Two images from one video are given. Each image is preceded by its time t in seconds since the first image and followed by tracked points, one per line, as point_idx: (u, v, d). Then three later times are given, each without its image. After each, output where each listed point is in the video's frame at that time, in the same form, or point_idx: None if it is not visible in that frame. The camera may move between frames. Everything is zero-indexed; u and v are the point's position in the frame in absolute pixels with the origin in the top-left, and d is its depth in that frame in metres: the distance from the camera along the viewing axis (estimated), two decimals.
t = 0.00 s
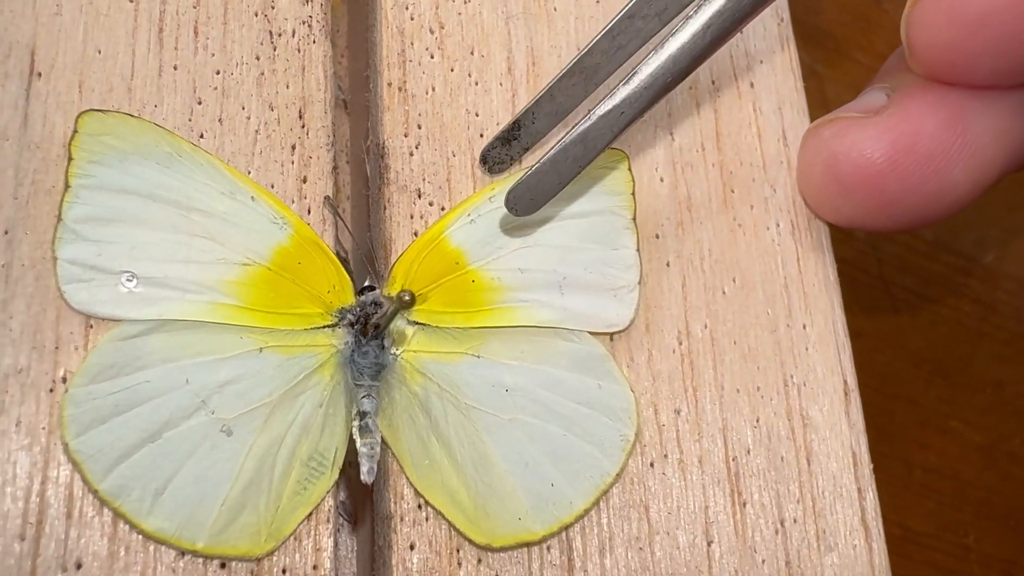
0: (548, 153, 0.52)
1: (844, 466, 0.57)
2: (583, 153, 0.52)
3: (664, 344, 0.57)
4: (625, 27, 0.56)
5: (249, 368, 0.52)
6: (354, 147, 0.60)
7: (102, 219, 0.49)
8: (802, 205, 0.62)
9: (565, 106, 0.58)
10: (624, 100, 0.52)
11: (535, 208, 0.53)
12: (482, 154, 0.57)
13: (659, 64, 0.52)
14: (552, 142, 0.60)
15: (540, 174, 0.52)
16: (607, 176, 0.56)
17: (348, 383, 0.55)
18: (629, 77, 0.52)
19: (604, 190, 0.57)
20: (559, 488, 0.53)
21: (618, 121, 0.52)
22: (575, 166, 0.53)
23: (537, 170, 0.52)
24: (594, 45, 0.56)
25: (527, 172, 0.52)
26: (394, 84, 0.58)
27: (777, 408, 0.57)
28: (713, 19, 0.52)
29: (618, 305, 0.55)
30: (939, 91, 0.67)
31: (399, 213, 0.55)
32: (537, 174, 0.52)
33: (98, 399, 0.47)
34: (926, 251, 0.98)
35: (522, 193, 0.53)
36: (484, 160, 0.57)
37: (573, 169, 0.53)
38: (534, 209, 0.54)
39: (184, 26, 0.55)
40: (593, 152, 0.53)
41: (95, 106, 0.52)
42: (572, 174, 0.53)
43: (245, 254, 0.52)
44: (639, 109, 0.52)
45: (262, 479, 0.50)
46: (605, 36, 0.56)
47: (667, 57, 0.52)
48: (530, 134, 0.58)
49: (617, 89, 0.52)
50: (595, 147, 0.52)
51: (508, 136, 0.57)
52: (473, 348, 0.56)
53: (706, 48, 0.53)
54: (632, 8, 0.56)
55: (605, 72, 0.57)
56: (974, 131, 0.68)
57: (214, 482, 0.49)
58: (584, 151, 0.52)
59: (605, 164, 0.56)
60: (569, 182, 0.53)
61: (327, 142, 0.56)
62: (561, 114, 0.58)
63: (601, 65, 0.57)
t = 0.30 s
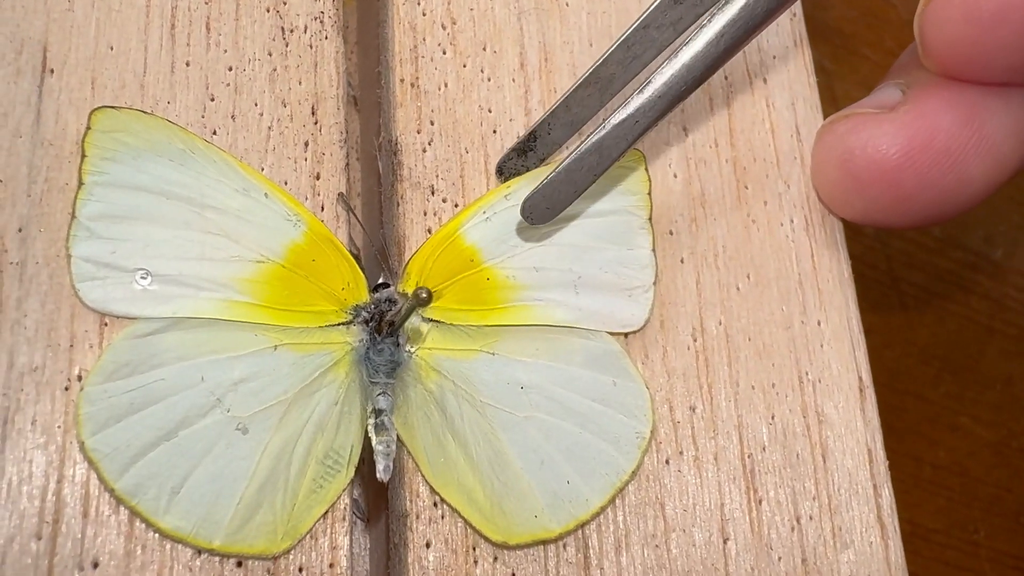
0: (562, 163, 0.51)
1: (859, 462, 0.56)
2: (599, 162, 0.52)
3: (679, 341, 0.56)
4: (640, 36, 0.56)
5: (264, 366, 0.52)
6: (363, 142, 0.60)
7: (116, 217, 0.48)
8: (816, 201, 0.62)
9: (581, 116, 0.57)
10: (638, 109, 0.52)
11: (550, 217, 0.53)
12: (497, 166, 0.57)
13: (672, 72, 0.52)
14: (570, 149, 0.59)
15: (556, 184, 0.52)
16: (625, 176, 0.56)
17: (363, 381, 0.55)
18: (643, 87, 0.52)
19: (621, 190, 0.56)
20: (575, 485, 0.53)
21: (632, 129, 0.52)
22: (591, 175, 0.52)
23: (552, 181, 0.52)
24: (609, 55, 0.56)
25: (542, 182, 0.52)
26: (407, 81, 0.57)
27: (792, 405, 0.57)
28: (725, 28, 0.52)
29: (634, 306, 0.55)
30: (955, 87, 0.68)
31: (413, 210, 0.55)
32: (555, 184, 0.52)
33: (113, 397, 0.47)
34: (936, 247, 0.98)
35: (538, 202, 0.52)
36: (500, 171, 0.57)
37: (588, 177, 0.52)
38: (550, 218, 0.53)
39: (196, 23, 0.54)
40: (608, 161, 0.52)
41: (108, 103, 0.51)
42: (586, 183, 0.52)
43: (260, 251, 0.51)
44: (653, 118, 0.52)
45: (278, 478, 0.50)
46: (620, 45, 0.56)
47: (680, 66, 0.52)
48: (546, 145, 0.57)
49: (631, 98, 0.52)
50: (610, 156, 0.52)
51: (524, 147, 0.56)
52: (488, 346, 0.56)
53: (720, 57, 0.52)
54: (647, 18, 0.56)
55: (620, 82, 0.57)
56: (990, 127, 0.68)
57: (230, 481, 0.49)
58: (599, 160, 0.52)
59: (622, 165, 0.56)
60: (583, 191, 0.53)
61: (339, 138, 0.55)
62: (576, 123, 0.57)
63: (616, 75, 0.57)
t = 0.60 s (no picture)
0: (573, 126, 0.51)
1: (860, 453, 0.57)
2: (610, 125, 0.52)
3: (681, 332, 0.57)
4: None
5: (269, 357, 0.52)
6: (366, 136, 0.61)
7: (123, 209, 0.49)
8: (818, 193, 0.62)
9: (586, 75, 0.58)
10: (651, 71, 0.51)
11: (556, 183, 0.53)
12: (499, 123, 0.57)
13: (690, 33, 0.52)
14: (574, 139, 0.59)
15: (566, 147, 0.52)
16: (622, 163, 0.57)
17: (368, 372, 0.55)
18: (658, 48, 0.52)
19: (618, 178, 0.57)
20: (578, 475, 0.53)
21: (646, 93, 0.52)
22: (601, 138, 0.52)
23: (562, 144, 0.52)
24: (615, 15, 0.56)
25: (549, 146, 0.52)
26: (411, 75, 0.58)
27: (794, 396, 0.57)
28: None
29: (636, 293, 0.56)
30: (956, 79, 0.68)
31: (417, 203, 0.55)
32: (564, 145, 0.52)
33: (121, 388, 0.47)
34: (937, 241, 0.98)
35: (545, 165, 0.52)
36: (500, 129, 0.57)
37: (597, 141, 0.52)
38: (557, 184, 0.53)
39: (201, 17, 0.55)
40: (619, 125, 0.52)
41: (114, 96, 0.52)
42: (597, 147, 0.52)
43: (265, 244, 0.51)
44: (666, 81, 0.52)
45: (284, 468, 0.50)
46: (627, 6, 0.56)
47: (698, 28, 0.52)
48: (548, 104, 0.58)
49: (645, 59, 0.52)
50: (622, 120, 0.52)
51: (526, 106, 0.57)
52: (492, 338, 0.56)
53: (737, 20, 0.52)
54: None
55: (625, 42, 0.57)
56: (992, 119, 0.68)
57: (237, 471, 0.49)
58: (611, 124, 0.52)
59: (619, 152, 0.56)
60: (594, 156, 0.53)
61: (344, 132, 0.56)
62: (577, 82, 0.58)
63: (621, 35, 0.57)
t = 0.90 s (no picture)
0: (594, 195, 0.52)
1: (867, 462, 0.57)
2: (629, 194, 0.51)
3: (688, 342, 0.57)
4: (678, 73, 0.52)
5: (280, 369, 0.53)
6: (375, 147, 0.59)
7: (135, 223, 0.49)
8: (824, 203, 0.62)
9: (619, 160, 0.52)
10: (670, 138, 0.51)
11: (577, 250, 0.54)
12: (529, 215, 0.54)
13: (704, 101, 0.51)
14: (583, 150, 0.59)
15: (585, 216, 0.52)
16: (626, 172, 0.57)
17: (377, 384, 0.56)
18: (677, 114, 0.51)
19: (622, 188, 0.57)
20: (586, 486, 0.53)
21: (665, 160, 0.51)
22: (621, 207, 0.52)
23: (583, 213, 0.52)
24: (644, 95, 0.52)
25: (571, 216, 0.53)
26: (418, 86, 0.58)
27: (800, 405, 0.57)
28: (780, 29, 0.50)
29: (643, 302, 0.56)
30: (964, 90, 0.68)
31: (425, 214, 0.56)
32: (584, 214, 0.52)
33: (133, 401, 0.48)
34: (941, 246, 0.98)
35: (565, 234, 0.53)
36: (531, 221, 0.54)
37: (619, 210, 0.52)
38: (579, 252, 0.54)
39: (211, 30, 0.55)
40: (639, 193, 0.51)
41: (125, 110, 0.52)
42: (618, 214, 0.52)
43: (275, 256, 0.52)
44: (686, 147, 0.51)
45: (295, 480, 0.51)
46: (659, 83, 0.52)
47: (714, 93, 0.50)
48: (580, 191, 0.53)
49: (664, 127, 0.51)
50: (641, 187, 0.51)
51: (557, 193, 0.53)
52: (500, 348, 0.57)
53: (751, 86, 0.50)
54: (683, 53, 0.52)
55: (658, 122, 0.52)
56: (1000, 128, 0.69)
57: (247, 482, 0.49)
58: (630, 191, 0.52)
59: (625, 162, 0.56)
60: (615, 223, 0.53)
61: (352, 143, 0.56)
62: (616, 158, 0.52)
63: (654, 114, 0.52)
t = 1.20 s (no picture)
0: (534, 211, 0.52)
1: (866, 459, 0.57)
2: (570, 209, 0.52)
3: (688, 339, 0.57)
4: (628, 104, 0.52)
5: (281, 366, 0.53)
6: (376, 144, 0.60)
7: (137, 220, 0.49)
8: (823, 201, 0.62)
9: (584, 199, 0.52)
10: (604, 158, 0.51)
11: (525, 259, 0.55)
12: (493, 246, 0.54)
13: (637, 122, 0.50)
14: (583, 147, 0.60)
15: (529, 230, 0.53)
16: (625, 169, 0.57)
17: (378, 380, 0.56)
18: (609, 135, 0.51)
19: (621, 184, 0.57)
20: (587, 483, 0.54)
21: (600, 179, 0.51)
22: (563, 221, 0.53)
23: (526, 226, 0.53)
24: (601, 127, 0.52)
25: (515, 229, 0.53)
26: (419, 84, 0.58)
27: (800, 402, 0.58)
28: (710, 56, 0.50)
29: (643, 297, 0.56)
30: (961, 90, 0.69)
31: (426, 212, 0.56)
32: (526, 229, 0.53)
33: (135, 397, 0.48)
34: (941, 244, 0.98)
35: (511, 246, 0.54)
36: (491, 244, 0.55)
37: (560, 225, 0.53)
38: (524, 261, 0.55)
39: (212, 28, 0.55)
40: (578, 209, 0.52)
41: (127, 108, 0.53)
42: (558, 228, 0.53)
43: (276, 253, 0.52)
44: (620, 167, 0.51)
45: (296, 476, 0.51)
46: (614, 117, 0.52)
47: (645, 115, 0.50)
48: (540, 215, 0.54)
49: (598, 146, 0.51)
50: (581, 204, 0.52)
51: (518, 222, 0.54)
52: (501, 345, 0.57)
53: (683, 106, 0.50)
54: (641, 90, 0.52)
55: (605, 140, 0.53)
56: (999, 126, 0.69)
57: (249, 479, 0.50)
58: (570, 208, 0.52)
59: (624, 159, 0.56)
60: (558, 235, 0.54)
61: (354, 141, 0.56)
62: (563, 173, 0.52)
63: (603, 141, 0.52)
